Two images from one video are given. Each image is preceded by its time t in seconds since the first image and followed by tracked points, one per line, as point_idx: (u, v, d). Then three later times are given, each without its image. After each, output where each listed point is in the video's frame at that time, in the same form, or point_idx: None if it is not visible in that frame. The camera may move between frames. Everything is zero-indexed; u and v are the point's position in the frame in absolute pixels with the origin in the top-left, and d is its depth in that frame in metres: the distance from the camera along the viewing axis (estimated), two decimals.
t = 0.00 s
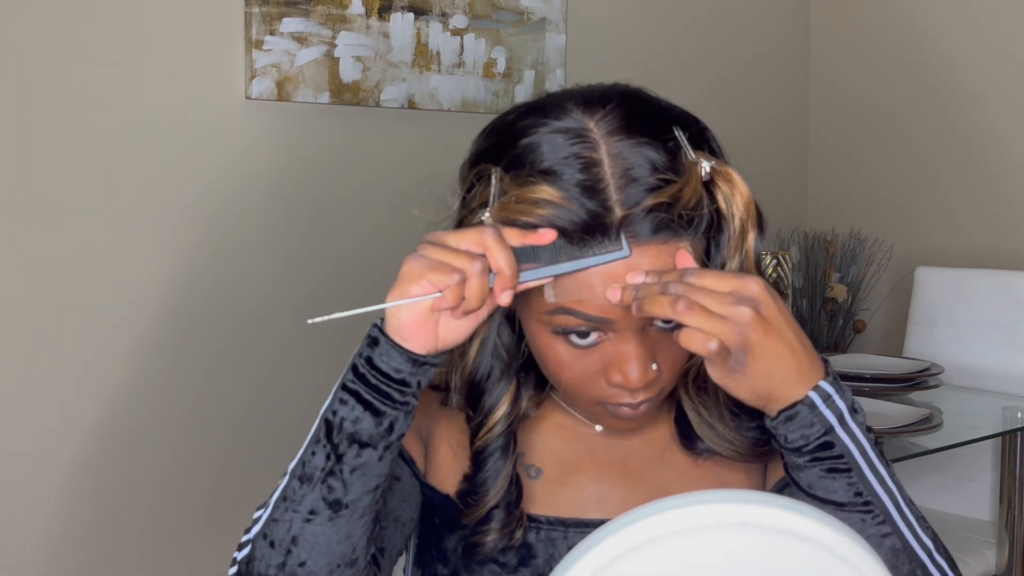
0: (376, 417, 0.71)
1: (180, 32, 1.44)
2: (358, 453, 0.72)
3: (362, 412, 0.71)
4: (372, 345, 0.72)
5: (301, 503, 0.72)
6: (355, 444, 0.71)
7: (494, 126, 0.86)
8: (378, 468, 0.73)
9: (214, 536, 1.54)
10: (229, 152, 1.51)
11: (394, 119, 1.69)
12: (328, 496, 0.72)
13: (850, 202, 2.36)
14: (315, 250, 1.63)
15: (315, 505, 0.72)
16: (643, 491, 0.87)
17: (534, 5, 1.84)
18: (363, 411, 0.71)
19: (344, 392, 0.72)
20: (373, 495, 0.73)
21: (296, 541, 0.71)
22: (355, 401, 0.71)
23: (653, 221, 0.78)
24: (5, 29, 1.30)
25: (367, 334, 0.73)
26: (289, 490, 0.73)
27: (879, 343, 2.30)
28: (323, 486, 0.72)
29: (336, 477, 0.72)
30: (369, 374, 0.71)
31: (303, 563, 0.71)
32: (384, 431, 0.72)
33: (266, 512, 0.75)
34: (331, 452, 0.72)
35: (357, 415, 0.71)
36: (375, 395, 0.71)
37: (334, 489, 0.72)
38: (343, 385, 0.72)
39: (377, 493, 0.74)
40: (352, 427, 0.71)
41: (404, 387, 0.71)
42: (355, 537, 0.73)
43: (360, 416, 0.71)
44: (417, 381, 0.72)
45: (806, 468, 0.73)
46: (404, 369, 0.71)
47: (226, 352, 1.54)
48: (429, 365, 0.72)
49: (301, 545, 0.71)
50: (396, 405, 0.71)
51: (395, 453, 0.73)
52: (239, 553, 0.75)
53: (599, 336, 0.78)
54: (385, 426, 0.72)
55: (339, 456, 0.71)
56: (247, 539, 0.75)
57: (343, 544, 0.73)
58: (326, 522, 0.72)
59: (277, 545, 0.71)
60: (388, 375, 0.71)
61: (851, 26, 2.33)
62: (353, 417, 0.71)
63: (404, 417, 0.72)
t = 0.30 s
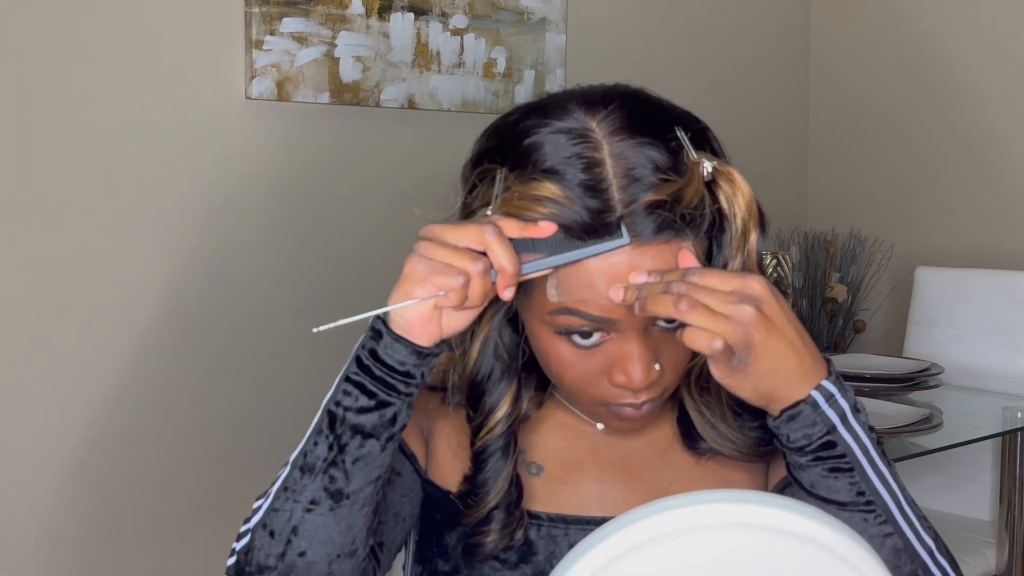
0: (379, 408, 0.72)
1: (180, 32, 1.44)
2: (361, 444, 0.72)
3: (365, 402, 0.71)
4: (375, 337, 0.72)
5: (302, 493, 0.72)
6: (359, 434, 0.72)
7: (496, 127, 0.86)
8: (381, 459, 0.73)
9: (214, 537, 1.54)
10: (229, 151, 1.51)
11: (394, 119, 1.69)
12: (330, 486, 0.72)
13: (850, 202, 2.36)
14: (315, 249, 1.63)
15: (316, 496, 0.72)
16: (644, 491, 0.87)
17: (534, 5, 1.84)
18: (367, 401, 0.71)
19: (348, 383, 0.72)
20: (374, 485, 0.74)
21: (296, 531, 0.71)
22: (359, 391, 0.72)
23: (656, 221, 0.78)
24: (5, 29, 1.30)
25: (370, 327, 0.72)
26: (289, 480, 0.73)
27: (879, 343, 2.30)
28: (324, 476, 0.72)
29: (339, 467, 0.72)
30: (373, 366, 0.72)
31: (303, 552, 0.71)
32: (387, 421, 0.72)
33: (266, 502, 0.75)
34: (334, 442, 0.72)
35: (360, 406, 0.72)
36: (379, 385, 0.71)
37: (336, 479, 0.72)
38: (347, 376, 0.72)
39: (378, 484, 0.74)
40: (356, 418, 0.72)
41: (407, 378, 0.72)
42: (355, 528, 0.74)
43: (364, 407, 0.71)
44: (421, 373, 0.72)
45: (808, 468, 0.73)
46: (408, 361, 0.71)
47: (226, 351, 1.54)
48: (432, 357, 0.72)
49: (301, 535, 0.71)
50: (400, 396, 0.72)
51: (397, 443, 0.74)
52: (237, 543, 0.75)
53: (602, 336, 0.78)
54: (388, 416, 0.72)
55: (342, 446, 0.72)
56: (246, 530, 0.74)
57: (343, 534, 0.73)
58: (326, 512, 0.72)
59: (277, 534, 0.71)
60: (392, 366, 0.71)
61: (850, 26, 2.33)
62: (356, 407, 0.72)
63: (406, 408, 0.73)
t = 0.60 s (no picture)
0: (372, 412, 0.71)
1: (180, 32, 1.44)
2: (352, 448, 0.71)
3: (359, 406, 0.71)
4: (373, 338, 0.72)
5: (297, 494, 0.72)
6: (350, 438, 0.71)
7: (502, 123, 0.86)
8: (375, 467, 0.72)
9: (213, 537, 1.54)
10: (229, 151, 1.51)
11: (394, 119, 1.69)
12: (323, 489, 0.72)
13: (850, 203, 2.36)
14: (315, 249, 1.63)
15: (310, 497, 0.72)
16: (644, 491, 0.87)
17: (534, 5, 1.84)
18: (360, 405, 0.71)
19: (345, 385, 0.73)
20: (370, 495, 0.72)
21: (291, 533, 0.71)
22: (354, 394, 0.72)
23: (662, 219, 0.78)
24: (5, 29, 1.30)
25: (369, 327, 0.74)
26: (287, 480, 0.73)
27: (879, 343, 2.30)
28: (319, 477, 0.72)
29: (332, 470, 0.72)
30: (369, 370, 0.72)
31: (297, 554, 0.71)
32: (379, 428, 0.71)
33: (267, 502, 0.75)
34: (329, 445, 0.72)
35: (354, 409, 0.71)
36: (373, 389, 0.71)
37: (329, 482, 0.72)
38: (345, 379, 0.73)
39: (375, 495, 0.73)
40: (350, 421, 0.71)
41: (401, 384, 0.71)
42: (350, 537, 0.72)
43: (355, 409, 0.71)
44: (414, 378, 0.71)
45: (810, 466, 0.74)
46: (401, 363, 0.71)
47: (226, 351, 1.54)
48: (428, 364, 0.72)
49: (295, 536, 0.71)
50: (394, 403, 0.71)
51: (394, 454, 0.73)
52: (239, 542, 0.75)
53: (604, 333, 0.77)
54: (381, 423, 0.71)
55: (335, 449, 0.72)
56: (247, 529, 0.75)
57: (337, 541, 0.72)
58: (319, 516, 0.71)
59: (273, 534, 0.72)
60: (387, 370, 0.71)
61: (850, 26, 2.33)
62: (349, 410, 0.72)
63: (402, 416, 0.72)
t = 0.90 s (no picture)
0: (368, 428, 0.71)
1: (179, 32, 1.44)
2: (348, 464, 0.72)
3: (349, 424, 0.71)
4: (359, 359, 0.72)
5: (293, 511, 0.72)
6: (345, 454, 0.72)
7: (508, 123, 0.86)
8: (369, 480, 0.73)
9: (214, 538, 1.54)
10: (229, 152, 1.51)
11: (394, 119, 1.69)
12: (319, 506, 0.72)
13: (850, 203, 2.36)
14: (315, 250, 1.62)
15: (306, 515, 0.72)
16: (644, 492, 0.87)
17: (534, 5, 1.84)
18: (355, 422, 0.71)
19: (334, 402, 0.72)
20: (364, 506, 0.74)
21: (288, 549, 0.72)
22: (345, 411, 0.71)
23: (673, 217, 0.78)
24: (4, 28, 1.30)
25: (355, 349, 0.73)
26: (280, 498, 0.73)
27: (879, 344, 2.30)
28: (313, 494, 0.72)
29: (327, 486, 0.72)
30: (359, 389, 0.71)
31: (294, 570, 0.72)
32: (374, 442, 0.72)
33: (260, 517, 0.75)
34: (321, 461, 0.72)
35: (350, 427, 0.71)
36: (366, 406, 0.71)
37: (324, 499, 0.72)
38: (333, 396, 0.72)
39: (369, 505, 0.74)
40: (342, 437, 0.71)
41: (393, 402, 0.71)
42: (349, 549, 0.74)
43: (349, 426, 0.71)
44: (406, 397, 0.72)
45: (822, 463, 0.74)
46: (390, 384, 0.71)
47: (226, 352, 1.53)
48: (417, 382, 0.71)
49: (292, 553, 0.72)
50: (388, 418, 0.71)
51: (385, 466, 0.74)
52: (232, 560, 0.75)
53: (613, 333, 0.77)
54: (376, 437, 0.72)
55: (329, 466, 0.72)
56: (239, 547, 0.75)
57: (336, 555, 0.73)
58: (317, 532, 0.72)
59: (270, 552, 0.72)
60: (376, 388, 0.71)
61: (850, 26, 2.33)
62: (341, 427, 0.71)
63: (395, 429, 0.72)
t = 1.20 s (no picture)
0: (378, 420, 0.72)
1: (179, 32, 1.44)
2: (358, 456, 0.72)
3: (360, 416, 0.72)
4: (372, 352, 0.72)
5: (301, 505, 0.72)
6: (356, 447, 0.72)
7: (503, 125, 0.86)
8: (378, 472, 0.73)
9: (213, 538, 1.54)
10: (229, 151, 1.51)
11: (394, 120, 1.69)
12: (329, 499, 0.72)
13: (850, 203, 2.36)
14: (315, 250, 1.63)
15: (315, 508, 0.72)
16: (643, 492, 0.87)
17: (534, 5, 1.84)
18: (364, 414, 0.72)
19: (345, 396, 0.72)
20: (372, 498, 0.74)
21: (296, 544, 0.72)
22: (357, 404, 0.72)
23: (668, 219, 0.78)
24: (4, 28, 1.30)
25: (367, 341, 0.73)
26: (289, 492, 0.73)
27: (879, 344, 2.30)
28: (323, 487, 0.72)
29: (337, 479, 0.72)
30: (370, 380, 0.72)
31: (302, 564, 0.72)
32: (384, 434, 0.72)
33: (266, 512, 0.75)
34: (332, 455, 0.72)
35: (359, 419, 0.72)
36: (376, 398, 0.72)
37: (334, 492, 0.72)
38: (344, 389, 0.73)
39: (376, 497, 0.74)
40: (353, 430, 0.72)
41: (404, 393, 0.72)
42: (356, 542, 0.74)
43: (360, 419, 0.72)
44: (418, 388, 0.73)
45: (819, 463, 0.74)
46: (403, 375, 0.71)
47: (226, 352, 1.53)
48: (429, 373, 0.73)
49: (300, 547, 0.72)
50: (397, 409, 0.72)
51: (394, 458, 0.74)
52: (236, 556, 0.75)
53: (609, 334, 0.77)
54: (386, 428, 0.72)
55: (340, 459, 0.72)
56: (244, 542, 0.75)
57: (344, 548, 0.73)
58: (327, 525, 0.72)
59: (278, 546, 0.72)
60: (388, 380, 0.71)
61: (850, 26, 2.33)
62: (353, 420, 0.72)
63: (404, 421, 0.73)
